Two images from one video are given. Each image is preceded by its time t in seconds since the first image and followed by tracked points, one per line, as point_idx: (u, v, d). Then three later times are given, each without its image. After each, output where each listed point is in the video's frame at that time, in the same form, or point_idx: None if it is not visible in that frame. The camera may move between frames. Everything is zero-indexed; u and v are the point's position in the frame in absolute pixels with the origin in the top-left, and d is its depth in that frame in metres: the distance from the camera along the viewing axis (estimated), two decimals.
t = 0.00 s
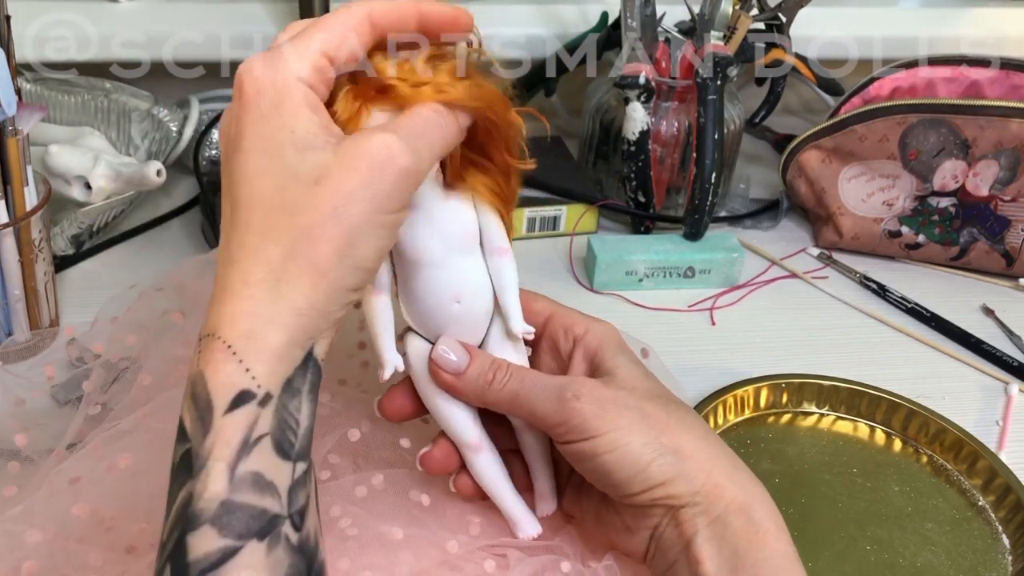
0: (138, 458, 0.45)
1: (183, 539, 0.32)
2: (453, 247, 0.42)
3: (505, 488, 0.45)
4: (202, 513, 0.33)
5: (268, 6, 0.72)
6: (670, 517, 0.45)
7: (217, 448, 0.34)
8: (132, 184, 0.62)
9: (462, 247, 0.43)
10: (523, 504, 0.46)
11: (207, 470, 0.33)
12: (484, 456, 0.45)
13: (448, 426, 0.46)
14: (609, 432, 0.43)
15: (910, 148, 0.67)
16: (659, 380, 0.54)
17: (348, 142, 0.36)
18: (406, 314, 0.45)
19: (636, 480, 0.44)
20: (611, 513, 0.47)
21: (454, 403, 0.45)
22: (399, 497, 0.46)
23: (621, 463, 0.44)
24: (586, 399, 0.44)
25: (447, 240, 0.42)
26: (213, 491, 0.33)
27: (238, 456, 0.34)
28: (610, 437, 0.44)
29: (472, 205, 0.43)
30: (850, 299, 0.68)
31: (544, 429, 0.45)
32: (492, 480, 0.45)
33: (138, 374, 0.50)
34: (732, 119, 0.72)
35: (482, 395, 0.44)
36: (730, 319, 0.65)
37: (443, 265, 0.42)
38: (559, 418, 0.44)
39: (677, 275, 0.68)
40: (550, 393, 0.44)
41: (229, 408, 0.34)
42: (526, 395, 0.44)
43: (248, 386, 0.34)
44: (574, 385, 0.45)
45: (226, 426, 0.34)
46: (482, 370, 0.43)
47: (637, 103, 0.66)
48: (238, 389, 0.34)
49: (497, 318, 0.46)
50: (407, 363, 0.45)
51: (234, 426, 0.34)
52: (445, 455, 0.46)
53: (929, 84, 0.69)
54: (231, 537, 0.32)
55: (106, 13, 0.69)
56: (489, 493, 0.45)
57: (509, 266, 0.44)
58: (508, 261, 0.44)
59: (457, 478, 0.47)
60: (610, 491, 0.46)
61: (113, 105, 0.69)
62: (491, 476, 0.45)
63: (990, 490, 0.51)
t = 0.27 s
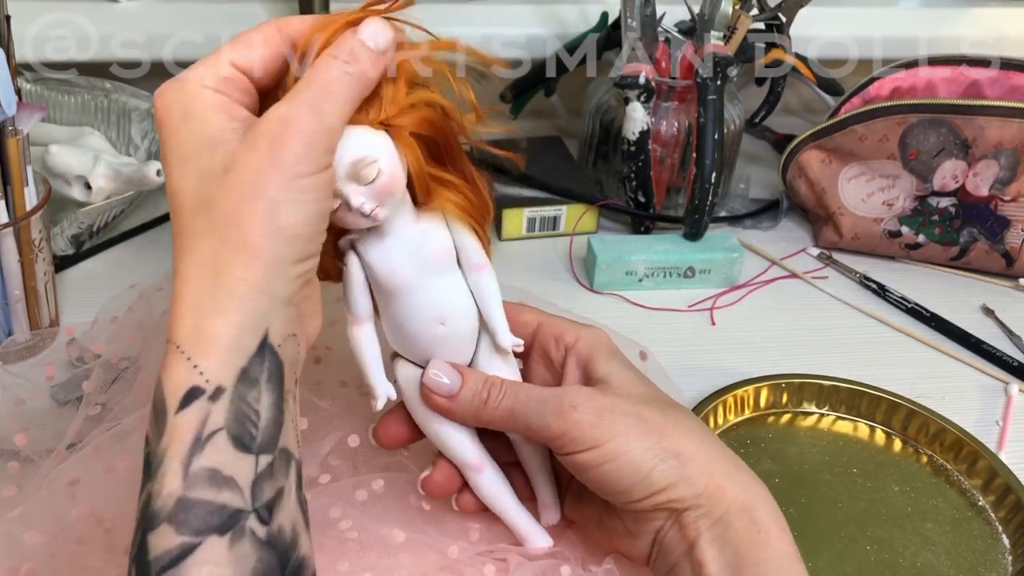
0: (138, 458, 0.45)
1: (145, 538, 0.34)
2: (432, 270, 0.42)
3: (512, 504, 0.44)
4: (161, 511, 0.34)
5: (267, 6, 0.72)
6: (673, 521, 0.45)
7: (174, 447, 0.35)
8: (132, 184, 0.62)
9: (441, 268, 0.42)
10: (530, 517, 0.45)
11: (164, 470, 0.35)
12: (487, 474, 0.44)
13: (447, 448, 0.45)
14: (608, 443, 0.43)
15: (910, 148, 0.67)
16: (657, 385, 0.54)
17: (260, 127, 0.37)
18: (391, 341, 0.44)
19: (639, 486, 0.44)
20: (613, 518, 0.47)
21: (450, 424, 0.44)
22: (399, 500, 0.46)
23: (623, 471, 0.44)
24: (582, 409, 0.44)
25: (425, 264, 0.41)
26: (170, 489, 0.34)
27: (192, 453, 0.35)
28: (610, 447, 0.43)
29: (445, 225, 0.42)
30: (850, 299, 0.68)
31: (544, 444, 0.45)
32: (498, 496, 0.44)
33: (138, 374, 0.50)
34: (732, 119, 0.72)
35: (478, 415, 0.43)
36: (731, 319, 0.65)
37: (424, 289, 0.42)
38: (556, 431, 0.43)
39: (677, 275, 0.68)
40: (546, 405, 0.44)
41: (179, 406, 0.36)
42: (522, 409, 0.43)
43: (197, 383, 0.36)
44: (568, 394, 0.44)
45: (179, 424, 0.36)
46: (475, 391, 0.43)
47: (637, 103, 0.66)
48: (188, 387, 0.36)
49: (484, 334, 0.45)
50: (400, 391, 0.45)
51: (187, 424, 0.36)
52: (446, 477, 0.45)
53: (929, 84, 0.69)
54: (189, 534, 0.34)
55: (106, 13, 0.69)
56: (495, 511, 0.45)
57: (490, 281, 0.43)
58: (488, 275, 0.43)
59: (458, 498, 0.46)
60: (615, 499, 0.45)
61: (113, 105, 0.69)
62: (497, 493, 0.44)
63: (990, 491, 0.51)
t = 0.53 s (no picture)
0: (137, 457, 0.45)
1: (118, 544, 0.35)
2: (428, 275, 0.42)
3: (520, 510, 0.44)
4: (130, 518, 0.35)
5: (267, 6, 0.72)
6: (680, 521, 0.45)
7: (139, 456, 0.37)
8: (131, 183, 0.63)
9: (438, 273, 0.42)
10: (538, 522, 0.44)
11: (132, 478, 0.36)
12: (494, 481, 0.44)
13: (452, 457, 0.44)
14: (617, 443, 0.43)
15: (910, 148, 0.67)
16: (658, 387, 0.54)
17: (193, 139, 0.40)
18: (390, 353, 0.43)
19: (649, 486, 0.44)
20: (619, 519, 0.47)
21: (455, 432, 0.44)
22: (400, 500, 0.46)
23: (632, 472, 0.44)
24: (591, 409, 0.44)
25: (421, 269, 0.41)
26: (138, 495, 0.35)
27: (156, 460, 0.36)
28: (619, 448, 0.43)
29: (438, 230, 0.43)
30: (850, 299, 0.68)
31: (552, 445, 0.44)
32: (505, 502, 0.44)
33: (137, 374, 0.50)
34: (732, 119, 0.72)
35: (484, 421, 0.42)
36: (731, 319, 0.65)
37: (421, 295, 0.41)
38: (565, 433, 0.43)
39: (677, 275, 0.68)
40: (551, 407, 0.43)
41: (141, 416, 0.37)
42: (528, 414, 0.43)
43: (154, 394, 0.38)
44: (575, 396, 0.44)
45: (143, 433, 0.37)
46: (480, 396, 0.42)
47: (637, 103, 0.66)
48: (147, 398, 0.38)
49: (483, 341, 0.44)
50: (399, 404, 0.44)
51: (149, 432, 0.37)
52: (452, 487, 0.44)
53: (929, 84, 0.69)
54: (157, 536, 0.34)
55: (106, 14, 0.69)
56: (503, 518, 0.44)
57: (487, 284, 0.43)
58: (485, 280, 0.43)
59: (465, 507, 0.45)
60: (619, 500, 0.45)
61: (113, 105, 0.69)
62: (505, 500, 0.44)
63: (990, 491, 0.51)
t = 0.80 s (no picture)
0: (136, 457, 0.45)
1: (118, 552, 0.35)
2: (432, 271, 0.42)
3: (525, 510, 0.43)
4: (130, 524, 0.36)
5: (267, 6, 0.72)
6: (683, 519, 0.45)
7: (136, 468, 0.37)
8: (131, 184, 0.62)
9: (442, 270, 0.42)
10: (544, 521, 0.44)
11: (130, 489, 0.37)
12: (499, 480, 0.43)
13: (457, 455, 0.43)
14: (623, 440, 0.43)
15: (910, 148, 0.67)
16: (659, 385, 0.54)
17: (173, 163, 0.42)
18: (392, 352, 0.43)
19: (655, 483, 0.44)
20: (620, 518, 0.47)
21: (460, 429, 0.43)
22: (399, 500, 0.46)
23: (638, 469, 0.44)
24: (597, 405, 0.43)
25: (425, 265, 0.41)
26: (136, 505, 0.36)
27: (151, 469, 0.37)
28: (624, 445, 0.43)
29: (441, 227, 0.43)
30: (850, 299, 0.68)
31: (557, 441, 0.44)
32: (510, 501, 0.43)
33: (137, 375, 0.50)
34: (732, 119, 0.72)
35: (490, 418, 0.42)
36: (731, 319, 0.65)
37: (425, 291, 0.41)
38: (571, 429, 0.43)
39: (677, 275, 0.68)
40: (557, 403, 0.43)
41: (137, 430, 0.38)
42: (533, 411, 0.43)
43: (148, 409, 0.39)
44: (582, 392, 0.44)
45: (141, 445, 0.38)
46: (484, 393, 0.42)
47: (637, 104, 0.66)
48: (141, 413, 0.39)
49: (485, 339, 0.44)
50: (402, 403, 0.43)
51: (146, 443, 0.38)
52: (457, 485, 0.44)
53: (929, 84, 0.69)
54: (154, 541, 0.35)
55: (106, 14, 0.69)
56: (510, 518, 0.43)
57: (489, 282, 0.44)
58: (488, 278, 0.44)
59: (469, 506, 0.45)
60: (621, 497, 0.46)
61: (113, 105, 0.69)
62: (509, 499, 0.43)
63: (990, 491, 0.51)
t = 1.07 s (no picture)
0: (136, 457, 0.45)
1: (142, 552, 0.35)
2: (447, 256, 0.42)
3: (528, 503, 0.43)
4: (149, 528, 0.36)
5: (267, 6, 0.72)
6: (686, 517, 0.45)
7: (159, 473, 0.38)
8: (132, 184, 0.62)
9: (457, 256, 0.42)
10: (546, 515, 0.43)
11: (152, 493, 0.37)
12: (502, 471, 0.43)
13: (460, 442, 0.43)
14: (632, 434, 0.43)
15: (910, 148, 0.67)
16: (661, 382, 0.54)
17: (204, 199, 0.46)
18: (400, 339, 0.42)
19: (661, 479, 0.44)
20: (622, 513, 0.48)
21: (466, 417, 0.43)
22: (398, 497, 0.46)
23: (646, 464, 0.44)
24: (606, 398, 0.43)
25: (441, 250, 0.41)
26: (157, 510, 0.36)
27: (170, 476, 0.37)
28: (632, 439, 0.43)
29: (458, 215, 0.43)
30: (850, 299, 0.68)
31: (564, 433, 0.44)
32: (512, 493, 0.43)
33: (137, 374, 0.50)
34: (732, 119, 0.72)
35: (497, 406, 0.42)
36: (730, 319, 0.65)
37: (440, 275, 0.42)
38: (580, 420, 0.43)
39: (677, 275, 0.68)
40: (566, 396, 0.43)
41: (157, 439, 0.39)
42: (540, 402, 0.42)
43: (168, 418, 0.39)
44: (591, 384, 0.44)
45: (161, 451, 0.38)
46: (494, 381, 0.42)
47: (637, 103, 0.66)
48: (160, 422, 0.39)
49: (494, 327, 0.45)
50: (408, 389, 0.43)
51: (165, 450, 0.38)
52: (461, 475, 0.44)
53: (929, 84, 0.69)
54: (173, 543, 0.35)
55: (105, 14, 0.69)
56: (511, 510, 0.43)
57: (501, 272, 0.44)
58: (500, 268, 0.44)
59: (470, 497, 0.45)
60: (624, 492, 0.46)
61: (113, 105, 0.69)
62: (512, 490, 0.43)
63: (990, 490, 0.51)
